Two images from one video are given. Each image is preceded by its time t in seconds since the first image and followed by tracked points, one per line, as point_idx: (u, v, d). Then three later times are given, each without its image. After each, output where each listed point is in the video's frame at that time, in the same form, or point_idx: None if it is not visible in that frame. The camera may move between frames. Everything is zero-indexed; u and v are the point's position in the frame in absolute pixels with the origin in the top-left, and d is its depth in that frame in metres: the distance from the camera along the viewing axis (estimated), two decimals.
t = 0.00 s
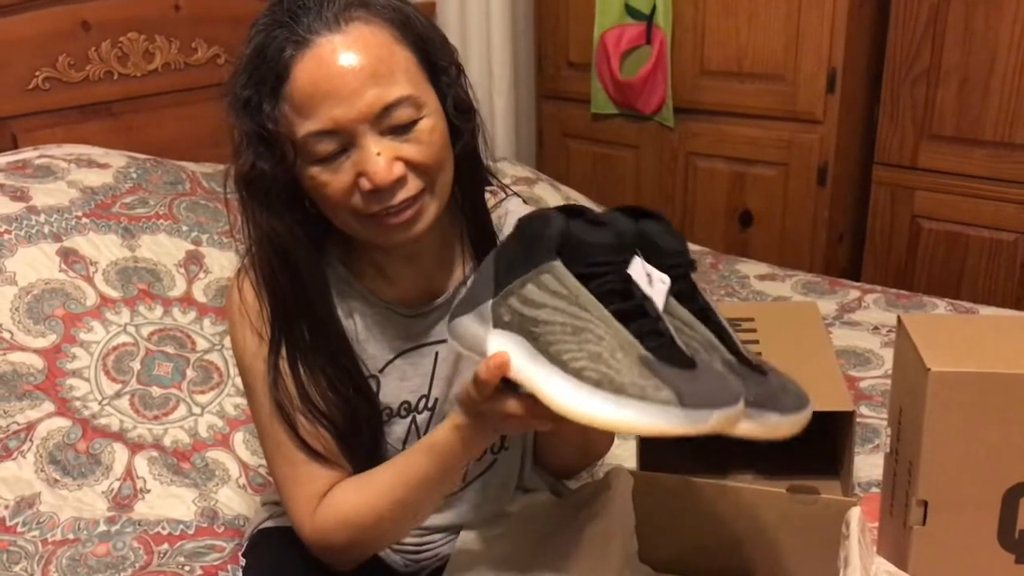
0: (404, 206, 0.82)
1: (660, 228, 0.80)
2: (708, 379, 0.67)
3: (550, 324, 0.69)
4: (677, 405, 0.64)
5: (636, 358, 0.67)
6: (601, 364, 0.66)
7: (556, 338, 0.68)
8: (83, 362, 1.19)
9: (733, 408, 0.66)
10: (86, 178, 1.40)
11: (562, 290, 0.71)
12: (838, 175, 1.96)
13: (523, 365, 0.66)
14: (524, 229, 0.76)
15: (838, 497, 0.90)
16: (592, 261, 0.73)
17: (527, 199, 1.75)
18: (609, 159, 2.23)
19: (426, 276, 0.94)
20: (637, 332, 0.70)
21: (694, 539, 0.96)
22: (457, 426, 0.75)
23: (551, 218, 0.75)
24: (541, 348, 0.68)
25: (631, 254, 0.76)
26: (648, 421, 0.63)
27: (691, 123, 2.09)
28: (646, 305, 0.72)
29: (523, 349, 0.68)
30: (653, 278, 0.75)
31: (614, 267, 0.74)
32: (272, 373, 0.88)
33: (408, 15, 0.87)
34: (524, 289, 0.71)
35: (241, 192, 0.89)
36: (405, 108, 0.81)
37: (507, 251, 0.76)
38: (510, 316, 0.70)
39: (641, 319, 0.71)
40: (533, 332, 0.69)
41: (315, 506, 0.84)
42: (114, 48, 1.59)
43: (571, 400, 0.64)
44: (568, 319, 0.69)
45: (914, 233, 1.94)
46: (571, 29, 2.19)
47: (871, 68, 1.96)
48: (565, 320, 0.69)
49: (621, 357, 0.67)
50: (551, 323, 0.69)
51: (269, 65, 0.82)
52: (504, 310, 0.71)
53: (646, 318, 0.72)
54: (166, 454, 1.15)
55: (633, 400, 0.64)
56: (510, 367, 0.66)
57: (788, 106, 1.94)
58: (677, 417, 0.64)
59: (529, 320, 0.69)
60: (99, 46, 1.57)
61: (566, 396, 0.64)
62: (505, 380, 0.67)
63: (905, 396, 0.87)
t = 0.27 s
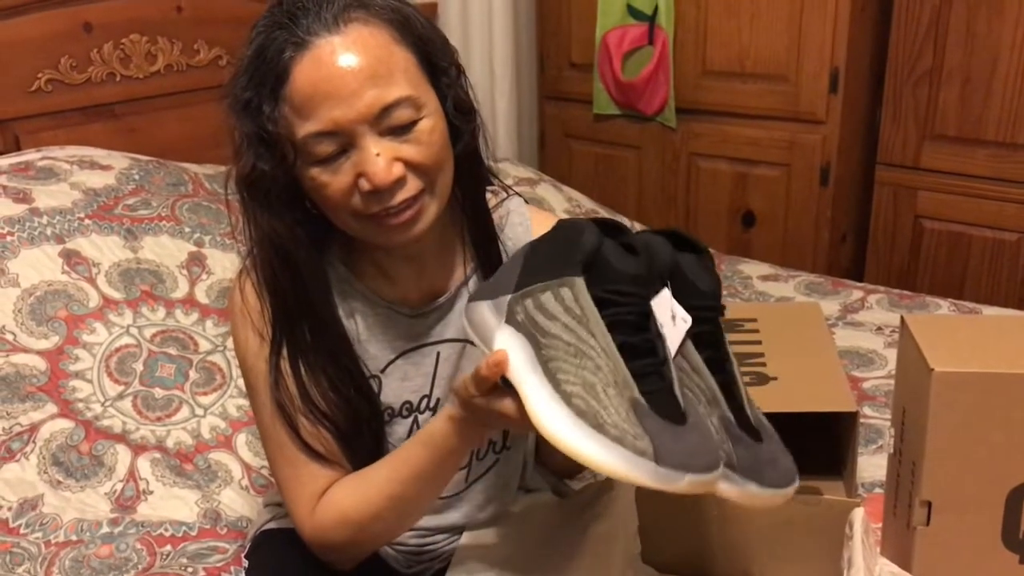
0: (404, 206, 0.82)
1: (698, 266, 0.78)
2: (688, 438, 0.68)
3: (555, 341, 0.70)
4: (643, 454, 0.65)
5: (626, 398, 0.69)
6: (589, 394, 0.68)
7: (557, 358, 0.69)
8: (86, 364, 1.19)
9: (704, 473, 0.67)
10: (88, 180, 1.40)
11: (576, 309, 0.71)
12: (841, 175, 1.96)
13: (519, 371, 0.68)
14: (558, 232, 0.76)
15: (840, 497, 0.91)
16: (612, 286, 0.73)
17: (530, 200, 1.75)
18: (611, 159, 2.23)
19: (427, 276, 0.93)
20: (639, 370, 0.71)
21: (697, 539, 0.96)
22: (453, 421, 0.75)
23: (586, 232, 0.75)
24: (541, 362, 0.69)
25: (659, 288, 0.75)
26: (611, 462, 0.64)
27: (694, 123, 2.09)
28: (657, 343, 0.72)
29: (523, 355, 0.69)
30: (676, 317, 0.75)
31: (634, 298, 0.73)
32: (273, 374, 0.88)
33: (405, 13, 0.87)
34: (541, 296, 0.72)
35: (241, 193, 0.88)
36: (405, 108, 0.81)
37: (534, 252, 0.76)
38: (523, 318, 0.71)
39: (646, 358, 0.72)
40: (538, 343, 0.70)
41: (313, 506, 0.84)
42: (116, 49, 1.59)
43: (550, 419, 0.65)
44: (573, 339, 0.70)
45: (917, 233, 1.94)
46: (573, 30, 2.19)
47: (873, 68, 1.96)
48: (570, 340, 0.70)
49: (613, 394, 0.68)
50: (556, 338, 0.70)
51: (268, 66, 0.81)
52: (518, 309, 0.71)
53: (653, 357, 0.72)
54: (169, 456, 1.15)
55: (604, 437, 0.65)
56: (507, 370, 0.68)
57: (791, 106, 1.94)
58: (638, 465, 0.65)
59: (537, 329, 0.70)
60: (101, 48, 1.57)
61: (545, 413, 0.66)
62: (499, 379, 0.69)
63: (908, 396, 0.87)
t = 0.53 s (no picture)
0: (400, 207, 0.82)
1: (702, 281, 0.77)
2: (677, 455, 0.67)
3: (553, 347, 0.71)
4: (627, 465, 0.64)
5: (619, 409, 0.68)
6: (580, 401, 0.68)
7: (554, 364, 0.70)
8: (87, 364, 1.19)
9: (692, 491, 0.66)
10: (89, 180, 1.40)
11: (577, 318, 0.71)
12: (843, 174, 1.96)
13: (515, 372, 0.68)
14: (566, 236, 0.75)
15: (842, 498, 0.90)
16: (615, 299, 0.72)
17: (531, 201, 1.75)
18: (612, 159, 2.23)
19: (425, 276, 0.93)
20: (634, 384, 0.71)
21: (698, 538, 0.96)
22: (447, 420, 0.75)
23: (594, 240, 0.74)
24: (537, 366, 0.69)
25: (661, 304, 0.74)
26: (594, 470, 0.64)
27: (696, 123, 2.09)
28: (654, 357, 0.73)
29: (520, 358, 0.69)
30: (676, 333, 0.74)
31: (635, 313, 0.72)
32: (271, 375, 0.88)
33: (397, 12, 0.87)
34: (543, 300, 0.72)
35: (236, 194, 0.88)
36: (400, 109, 0.80)
37: (542, 254, 0.75)
38: (524, 321, 0.72)
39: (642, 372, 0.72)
40: (537, 347, 0.70)
41: (310, 506, 0.84)
42: (116, 50, 1.59)
43: (538, 421, 0.66)
44: (570, 346, 0.71)
45: (919, 232, 1.94)
46: (573, 29, 2.19)
47: (875, 67, 1.96)
48: (568, 347, 0.71)
49: (606, 405, 0.68)
50: (555, 344, 0.71)
51: (263, 69, 0.81)
52: (520, 312, 0.72)
53: (650, 371, 0.72)
54: (171, 456, 1.15)
55: (590, 444, 0.65)
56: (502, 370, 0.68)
57: (792, 105, 1.94)
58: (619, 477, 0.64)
59: (536, 333, 0.71)
60: (102, 48, 1.57)
61: (534, 414, 0.66)
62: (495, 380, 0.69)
63: (909, 396, 0.86)
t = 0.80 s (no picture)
0: (398, 207, 0.82)
1: (704, 290, 0.77)
2: (676, 464, 0.67)
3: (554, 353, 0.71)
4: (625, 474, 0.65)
5: (619, 417, 0.69)
6: (580, 409, 0.68)
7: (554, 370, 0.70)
8: (89, 363, 1.19)
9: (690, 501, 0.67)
10: (90, 180, 1.40)
11: (578, 325, 0.71)
12: (844, 173, 1.95)
13: (515, 379, 0.68)
14: (568, 241, 0.75)
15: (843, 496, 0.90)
16: (617, 305, 0.72)
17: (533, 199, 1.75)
18: (613, 158, 2.23)
19: (425, 276, 0.93)
20: (634, 393, 0.71)
21: (699, 537, 0.96)
22: (447, 423, 0.75)
23: (597, 247, 0.73)
24: (538, 372, 0.70)
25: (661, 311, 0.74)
26: (593, 480, 0.64)
27: (697, 121, 2.09)
28: (654, 365, 0.73)
29: (520, 364, 0.70)
30: (676, 341, 0.75)
31: (637, 320, 0.72)
32: (271, 377, 0.88)
33: (390, 11, 0.87)
34: (544, 305, 0.72)
35: (235, 197, 0.88)
36: (397, 110, 0.80)
37: (544, 257, 0.75)
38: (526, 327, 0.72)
39: (644, 380, 0.72)
40: (538, 354, 0.71)
41: (310, 506, 0.84)
42: (117, 49, 1.59)
43: (537, 429, 0.66)
44: (571, 351, 0.71)
45: (921, 231, 1.94)
46: (574, 28, 2.19)
47: (876, 66, 1.95)
48: (570, 353, 0.71)
49: (606, 413, 0.68)
50: (556, 349, 0.71)
51: (259, 70, 0.81)
52: (521, 318, 0.72)
53: (650, 380, 0.72)
54: (172, 455, 1.15)
55: (590, 454, 0.65)
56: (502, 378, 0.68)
57: (793, 103, 1.94)
58: (618, 486, 0.64)
59: (537, 339, 0.71)
60: (103, 48, 1.57)
61: (533, 422, 0.66)
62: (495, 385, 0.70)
63: (910, 394, 0.86)
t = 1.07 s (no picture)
0: (399, 205, 0.82)
1: (686, 277, 0.79)
2: (682, 434, 0.67)
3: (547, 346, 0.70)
4: (638, 447, 0.64)
5: (617, 396, 0.68)
6: (580, 394, 0.67)
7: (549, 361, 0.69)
8: (90, 361, 1.19)
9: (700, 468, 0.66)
10: (91, 178, 1.40)
11: (567, 315, 0.71)
12: (845, 172, 1.95)
13: (513, 377, 0.67)
14: (549, 244, 0.77)
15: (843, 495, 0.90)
16: (604, 290, 0.73)
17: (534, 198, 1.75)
18: (614, 157, 2.23)
19: (425, 274, 0.93)
20: (631, 373, 0.71)
21: (699, 537, 0.96)
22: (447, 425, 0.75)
23: (576, 241, 0.75)
24: (533, 366, 0.69)
25: (648, 295, 0.75)
26: (611, 456, 0.63)
27: (698, 120, 2.09)
28: (649, 347, 0.73)
29: (514, 364, 0.68)
30: (664, 322, 0.76)
31: (625, 300, 0.73)
32: (270, 376, 0.88)
33: (391, 7, 0.87)
34: (531, 305, 0.72)
35: (235, 196, 0.89)
36: (397, 107, 0.80)
37: (530, 261, 0.76)
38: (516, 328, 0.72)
39: (640, 360, 0.72)
40: (531, 349, 0.70)
41: (309, 507, 0.84)
42: (118, 48, 1.59)
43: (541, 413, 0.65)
44: (562, 343, 0.70)
45: (922, 230, 1.94)
46: (575, 27, 2.19)
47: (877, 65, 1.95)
48: (561, 345, 0.71)
49: (604, 393, 0.68)
50: (547, 344, 0.70)
51: (259, 68, 0.81)
52: (510, 324, 0.72)
53: (645, 361, 0.72)
54: (173, 453, 1.15)
55: (602, 432, 0.64)
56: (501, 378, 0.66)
57: (794, 102, 1.94)
58: (635, 459, 0.63)
59: (529, 336, 0.71)
60: (104, 46, 1.58)
61: (540, 412, 0.64)
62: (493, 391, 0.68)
63: (911, 393, 0.86)
